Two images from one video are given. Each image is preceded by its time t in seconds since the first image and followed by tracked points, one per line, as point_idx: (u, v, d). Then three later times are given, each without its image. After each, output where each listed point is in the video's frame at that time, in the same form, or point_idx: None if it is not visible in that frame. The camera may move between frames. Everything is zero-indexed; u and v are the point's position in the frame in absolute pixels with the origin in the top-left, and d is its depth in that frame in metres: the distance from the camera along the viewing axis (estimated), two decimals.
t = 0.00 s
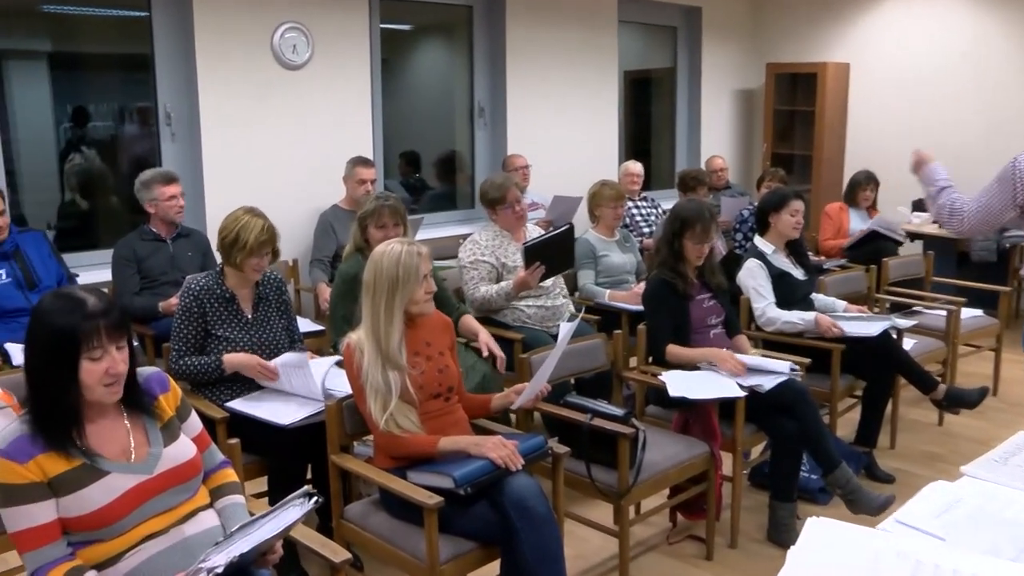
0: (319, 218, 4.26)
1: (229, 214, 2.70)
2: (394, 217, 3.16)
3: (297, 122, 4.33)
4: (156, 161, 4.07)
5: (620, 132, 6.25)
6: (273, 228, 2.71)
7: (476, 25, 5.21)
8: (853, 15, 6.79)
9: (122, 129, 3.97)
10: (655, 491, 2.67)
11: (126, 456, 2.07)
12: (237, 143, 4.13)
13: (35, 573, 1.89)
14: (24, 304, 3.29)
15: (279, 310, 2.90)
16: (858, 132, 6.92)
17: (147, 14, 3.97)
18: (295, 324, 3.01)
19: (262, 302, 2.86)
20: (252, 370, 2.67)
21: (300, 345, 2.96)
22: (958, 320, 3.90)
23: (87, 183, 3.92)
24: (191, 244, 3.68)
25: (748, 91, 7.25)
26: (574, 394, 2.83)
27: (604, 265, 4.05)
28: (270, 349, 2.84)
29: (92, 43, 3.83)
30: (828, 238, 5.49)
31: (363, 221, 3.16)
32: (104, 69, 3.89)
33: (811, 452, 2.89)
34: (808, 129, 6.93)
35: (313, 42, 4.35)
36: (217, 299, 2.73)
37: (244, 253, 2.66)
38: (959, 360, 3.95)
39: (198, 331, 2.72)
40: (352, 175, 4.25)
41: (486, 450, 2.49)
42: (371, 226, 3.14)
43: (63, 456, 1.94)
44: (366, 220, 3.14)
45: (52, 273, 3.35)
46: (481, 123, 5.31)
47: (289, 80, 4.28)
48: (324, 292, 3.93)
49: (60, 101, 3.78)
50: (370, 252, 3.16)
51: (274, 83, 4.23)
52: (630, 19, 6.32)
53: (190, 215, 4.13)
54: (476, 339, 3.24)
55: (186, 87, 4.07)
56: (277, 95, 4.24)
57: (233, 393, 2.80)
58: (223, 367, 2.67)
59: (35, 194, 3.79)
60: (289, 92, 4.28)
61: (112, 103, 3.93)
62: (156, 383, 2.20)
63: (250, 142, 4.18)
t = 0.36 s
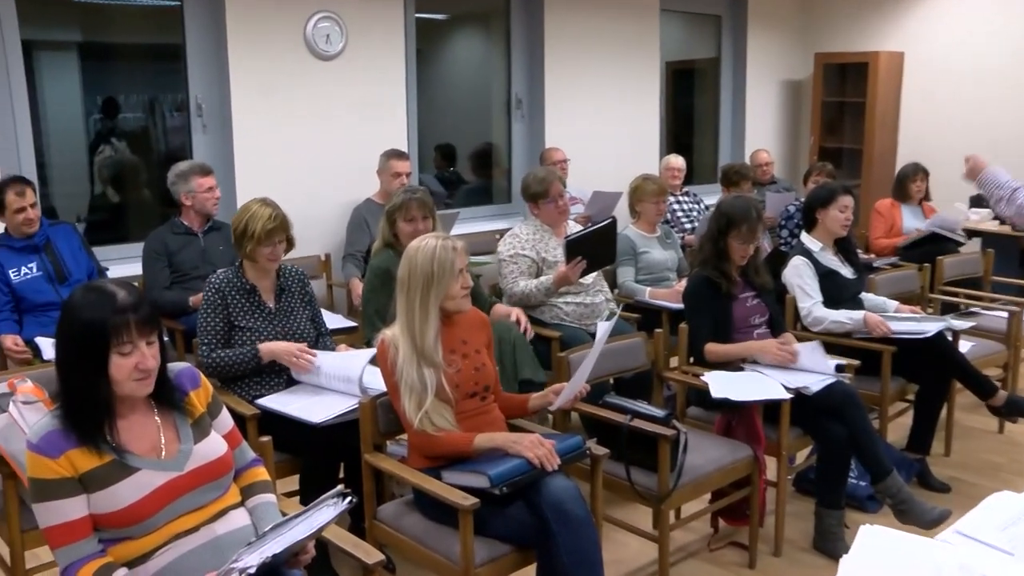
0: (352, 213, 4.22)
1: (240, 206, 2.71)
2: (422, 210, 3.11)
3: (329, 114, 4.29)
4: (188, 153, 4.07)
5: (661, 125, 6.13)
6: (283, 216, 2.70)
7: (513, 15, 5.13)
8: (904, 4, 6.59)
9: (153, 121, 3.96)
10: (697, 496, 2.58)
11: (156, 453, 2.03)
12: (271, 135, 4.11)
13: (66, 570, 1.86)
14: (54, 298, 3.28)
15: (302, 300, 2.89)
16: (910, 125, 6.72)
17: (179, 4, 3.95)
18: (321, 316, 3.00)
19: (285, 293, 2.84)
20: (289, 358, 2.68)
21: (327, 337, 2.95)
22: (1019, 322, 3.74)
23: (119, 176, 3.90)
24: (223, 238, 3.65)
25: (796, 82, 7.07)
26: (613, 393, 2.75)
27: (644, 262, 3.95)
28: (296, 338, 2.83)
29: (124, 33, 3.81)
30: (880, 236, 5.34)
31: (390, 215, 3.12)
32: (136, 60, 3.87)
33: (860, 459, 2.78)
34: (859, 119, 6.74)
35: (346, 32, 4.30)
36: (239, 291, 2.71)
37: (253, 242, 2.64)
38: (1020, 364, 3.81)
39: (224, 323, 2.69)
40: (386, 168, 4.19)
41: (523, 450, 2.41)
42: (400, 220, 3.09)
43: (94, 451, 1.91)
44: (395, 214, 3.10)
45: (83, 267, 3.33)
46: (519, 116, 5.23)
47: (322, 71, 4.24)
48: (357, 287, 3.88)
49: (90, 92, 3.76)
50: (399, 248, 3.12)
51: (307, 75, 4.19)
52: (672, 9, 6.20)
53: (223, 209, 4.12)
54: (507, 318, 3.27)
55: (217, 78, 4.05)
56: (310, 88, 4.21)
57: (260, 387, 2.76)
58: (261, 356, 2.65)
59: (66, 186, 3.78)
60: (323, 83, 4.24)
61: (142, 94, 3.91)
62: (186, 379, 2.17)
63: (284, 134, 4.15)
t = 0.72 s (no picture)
0: (381, 208, 4.15)
1: (261, 201, 2.68)
2: (456, 202, 3.05)
3: (359, 106, 4.24)
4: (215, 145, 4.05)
5: (700, 118, 6.02)
6: (304, 208, 2.66)
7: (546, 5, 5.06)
8: None
9: (178, 112, 3.93)
10: (735, 500, 2.49)
11: (182, 451, 1.98)
12: (299, 127, 4.08)
13: (91, 569, 1.82)
14: (78, 292, 3.27)
15: (330, 296, 2.84)
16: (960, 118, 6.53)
17: None
18: (350, 313, 2.95)
19: (312, 289, 2.79)
20: (322, 361, 2.62)
21: (356, 335, 2.90)
22: None
23: (144, 169, 3.88)
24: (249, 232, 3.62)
25: (842, 72, 6.91)
26: (649, 394, 2.67)
27: (680, 259, 3.86)
28: (324, 335, 2.78)
29: (150, 23, 3.79)
30: (930, 234, 5.18)
31: (423, 206, 3.06)
32: (162, 50, 3.85)
33: (909, 467, 2.67)
34: (908, 111, 6.58)
35: (376, 22, 4.24)
36: (264, 288, 2.67)
37: (275, 237, 2.61)
38: None
39: (251, 323, 2.65)
40: (416, 162, 4.13)
41: (556, 452, 2.34)
42: (433, 212, 3.04)
43: (120, 449, 1.87)
44: (428, 204, 3.04)
45: (107, 262, 3.32)
46: (552, 108, 5.17)
47: (351, 62, 4.19)
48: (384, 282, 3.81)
49: (116, 83, 3.74)
50: (432, 240, 3.06)
51: (336, 66, 4.15)
52: None
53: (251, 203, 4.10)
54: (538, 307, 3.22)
55: (244, 69, 4.02)
56: (339, 79, 4.17)
57: (290, 386, 2.71)
58: (292, 357, 2.62)
59: (92, 179, 3.76)
60: (352, 75, 4.20)
61: (167, 85, 3.88)
62: (213, 376, 2.12)
63: (313, 127, 4.12)
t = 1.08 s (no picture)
0: (411, 203, 4.08)
1: (299, 195, 2.62)
2: (495, 199, 2.98)
3: (389, 98, 4.19)
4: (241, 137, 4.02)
5: (740, 110, 5.88)
6: (343, 205, 2.61)
7: None
8: None
9: (203, 104, 3.92)
10: (776, 507, 2.39)
11: (209, 449, 1.94)
12: (328, 119, 4.03)
13: (117, 569, 1.79)
14: (104, 287, 3.26)
15: (357, 295, 2.79)
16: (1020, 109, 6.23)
17: None
18: (379, 311, 2.91)
19: (339, 286, 2.75)
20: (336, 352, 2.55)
21: (386, 333, 2.86)
22: None
23: (170, 161, 3.87)
24: (276, 227, 3.58)
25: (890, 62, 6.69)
26: (688, 396, 2.57)
27: (719, 256, 3.77)
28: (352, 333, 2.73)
29: (174, 13, 3.78)
30: (984, 232, 5.07)
31: (461, 203, 2.99)
32: (186, 40, 3.83)
33: (962, 475, 2.56)
34: (959, 101, 6.34)
35: (407, 11, 4.18)
36: (290, 284, 2.62)
37: (313, 232, 2.55)
38: None
39: (274, 320, 2.61)
40: (448, 155, 4.07)
41: (592, 454, 2.27)
42: (470, 209, 2.97)
43: (146, 446, 1.83)
44: (465, 201, 2.98)
45: (133, 256, 3.30)
46: (587, 100, 5.08)
47: (381, 52, 4.14)
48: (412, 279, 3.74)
49: (141, 74, 3.73)
50: (466, 236, 3.01)
51: (366, 57, 4.10)
52: None
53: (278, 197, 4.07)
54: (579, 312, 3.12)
55: (270, 59, 3.99)
56: (368, 70, 4.11)
57: (315, 385, 2.67)
58: (307, 354, 2.54)
59: (115, 171, 3.75)
60: (382, 66, 4.15)
61: (192, 76, 3.87)
62: (240, 372, 2.07)
63: (342, 119, 4.08)
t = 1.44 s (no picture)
0: (446, 200, 4.02)
1: (332, 191, 2.58)
2: (525, 195, 2.90)
3: (425, 92, 4.13)
4: (274, 130, 3.99)
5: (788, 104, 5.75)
6: (377, 202, 2.56)
7: None
8: None
9: (234, 96, 3.88)
10: (823, 516, 2.30)
11: (240, 449, 1.89)
12: (363, 112, 3.99)
13: (147, 569, 1.75)
14: (134, 283, 3.24)
15: (395, 293, 2.74)
16: None
17: None
18: (414, 310, 2.85)
19: (376, 284, 2.69)
20: (385, 358, 2.55)
21: (421, 331, 2.80)
22: None
23: (200, 155, 3.84)
24: (309, 223, 3.54)
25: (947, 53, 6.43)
26: (730, 400, 2.49)
27: (764, 255, 3.66)
28: (388, 332, 2.68)
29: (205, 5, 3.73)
30: None
31: (491, 203, 2.93)
32: (218, 33, 3.78)
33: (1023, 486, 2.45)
34: None
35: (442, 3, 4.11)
36: (328, 281, 2.58)
37: (348, 231, 2.51)
38: None
39: (312, 317, 2.57)
40: (484, 150, 4.00)
41: (632, 458, 2.19)
42: (502, 208, 2.90)
43: (177, 445, 1.79)
44: (496, 201, 2.90)
45: (164, 251, 3.28)
46: (627, 93, 4.98)
47: (416, 44, 4.08)
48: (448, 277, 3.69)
49: (171, 66, 3.71)
50: (502, 234, 2.95)
51: (400, 48, 4.05)
52: None
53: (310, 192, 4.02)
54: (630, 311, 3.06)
55: (303, 50, 3.94)
56: (404, 62, 4.06)
57: (351, 384, 2.63)
58: (355, 353, 2.54)
59: (144, 165, 3.74)
60: (418, 59, 4.09)
61: (224, 68, 3.83)
62: (272, 371, 2.02)
63: (377, 113, 4.03)
